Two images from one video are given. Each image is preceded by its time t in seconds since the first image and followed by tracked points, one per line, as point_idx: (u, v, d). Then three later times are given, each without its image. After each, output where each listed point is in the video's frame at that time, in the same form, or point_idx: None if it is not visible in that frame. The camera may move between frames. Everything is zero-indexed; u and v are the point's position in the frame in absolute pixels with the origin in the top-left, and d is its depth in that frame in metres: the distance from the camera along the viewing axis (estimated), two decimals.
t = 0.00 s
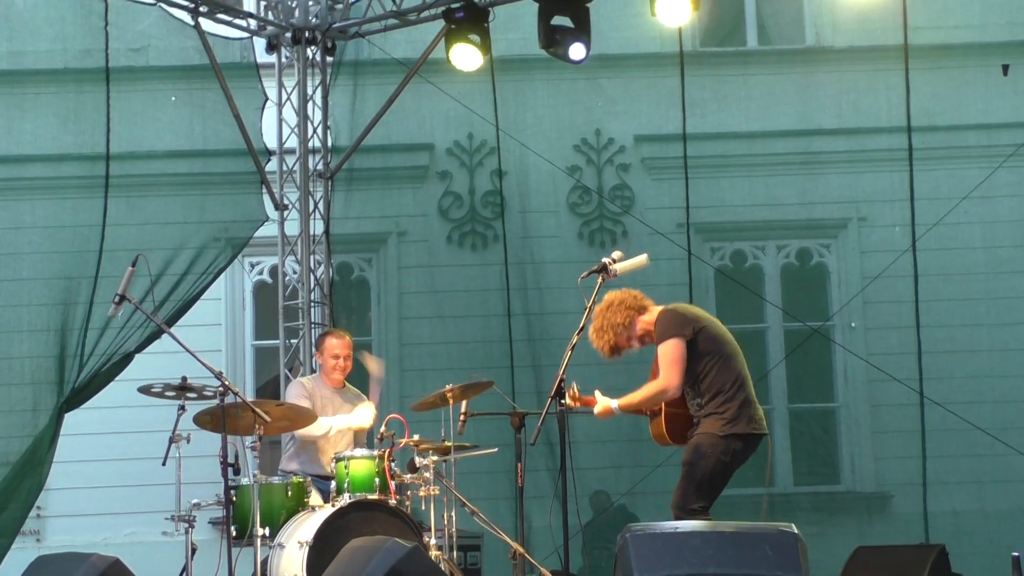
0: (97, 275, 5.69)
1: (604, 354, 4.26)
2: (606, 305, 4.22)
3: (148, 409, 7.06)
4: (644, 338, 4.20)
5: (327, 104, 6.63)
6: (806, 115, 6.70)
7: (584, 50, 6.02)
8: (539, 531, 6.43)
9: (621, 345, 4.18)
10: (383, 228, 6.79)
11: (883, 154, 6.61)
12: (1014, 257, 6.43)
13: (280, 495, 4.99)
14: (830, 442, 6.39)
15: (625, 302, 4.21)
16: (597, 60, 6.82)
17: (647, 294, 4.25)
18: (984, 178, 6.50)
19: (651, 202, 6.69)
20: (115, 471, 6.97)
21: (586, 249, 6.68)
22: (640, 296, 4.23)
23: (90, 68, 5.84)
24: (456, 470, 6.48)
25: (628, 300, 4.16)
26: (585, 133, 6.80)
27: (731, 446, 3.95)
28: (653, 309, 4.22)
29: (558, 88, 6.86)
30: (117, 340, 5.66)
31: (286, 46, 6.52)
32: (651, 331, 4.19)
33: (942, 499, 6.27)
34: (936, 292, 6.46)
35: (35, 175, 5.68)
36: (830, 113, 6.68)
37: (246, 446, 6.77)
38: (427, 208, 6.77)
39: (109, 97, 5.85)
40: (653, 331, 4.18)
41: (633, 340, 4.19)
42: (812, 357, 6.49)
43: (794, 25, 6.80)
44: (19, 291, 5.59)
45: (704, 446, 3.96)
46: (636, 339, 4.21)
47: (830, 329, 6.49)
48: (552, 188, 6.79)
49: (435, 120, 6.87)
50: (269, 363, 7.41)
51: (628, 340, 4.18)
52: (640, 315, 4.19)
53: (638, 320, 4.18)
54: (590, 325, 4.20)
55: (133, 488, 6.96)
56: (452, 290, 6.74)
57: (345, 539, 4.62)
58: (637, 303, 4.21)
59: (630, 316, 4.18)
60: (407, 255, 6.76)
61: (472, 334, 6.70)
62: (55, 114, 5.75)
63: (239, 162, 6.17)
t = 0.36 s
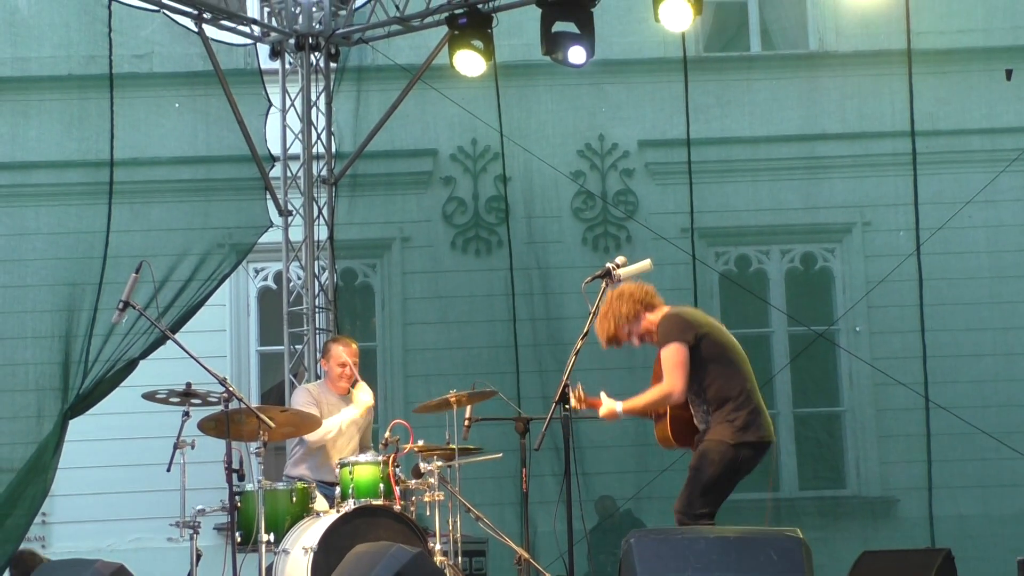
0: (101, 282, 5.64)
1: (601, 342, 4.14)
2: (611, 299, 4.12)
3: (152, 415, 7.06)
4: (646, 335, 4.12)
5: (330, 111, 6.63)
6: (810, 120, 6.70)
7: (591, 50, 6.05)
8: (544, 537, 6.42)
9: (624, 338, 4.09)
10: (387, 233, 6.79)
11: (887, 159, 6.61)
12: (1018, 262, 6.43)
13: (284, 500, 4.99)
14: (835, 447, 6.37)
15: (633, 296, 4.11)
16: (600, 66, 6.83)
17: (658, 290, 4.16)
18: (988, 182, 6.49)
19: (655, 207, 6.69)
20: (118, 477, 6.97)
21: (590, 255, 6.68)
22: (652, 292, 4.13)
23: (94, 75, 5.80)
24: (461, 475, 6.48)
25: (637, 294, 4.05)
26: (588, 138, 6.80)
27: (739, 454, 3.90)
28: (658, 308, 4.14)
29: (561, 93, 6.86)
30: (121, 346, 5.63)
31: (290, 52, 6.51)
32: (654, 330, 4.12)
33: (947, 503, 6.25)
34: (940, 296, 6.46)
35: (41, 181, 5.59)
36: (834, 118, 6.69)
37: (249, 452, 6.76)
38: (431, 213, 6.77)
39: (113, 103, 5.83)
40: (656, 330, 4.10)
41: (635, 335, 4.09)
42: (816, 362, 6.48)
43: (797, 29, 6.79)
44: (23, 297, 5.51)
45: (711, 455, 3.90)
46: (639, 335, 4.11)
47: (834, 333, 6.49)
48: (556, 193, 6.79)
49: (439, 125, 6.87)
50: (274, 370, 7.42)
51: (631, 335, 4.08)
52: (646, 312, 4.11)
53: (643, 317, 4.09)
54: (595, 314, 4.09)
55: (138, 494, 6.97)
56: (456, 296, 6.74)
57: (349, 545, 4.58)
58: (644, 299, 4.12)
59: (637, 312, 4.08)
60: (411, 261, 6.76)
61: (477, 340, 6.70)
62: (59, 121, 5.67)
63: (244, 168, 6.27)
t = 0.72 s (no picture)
0: (103, 285, 5.62)
1: (609, 343, 4.10)
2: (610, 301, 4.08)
3: (153, 417, 7.08)
4: (647, 332, 4.07)
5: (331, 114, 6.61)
6: (811, 122, 6.70)
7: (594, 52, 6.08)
8: (546, 539, 6.41)
9: (626, 337, 4.06)
10: (388, 236, 6.79)
11: (888, 161, 6.61)
12: (1019, 264, 6.43)
13: (285, 503, 4.98)
14: (837, 449, 6.35)
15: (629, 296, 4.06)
16: (601, 68, 6.83)
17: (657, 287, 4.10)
18: (989, 184, 6.49)
19: (656, 209, 6.69)
20: (119, 481, 6.95)
21: (592, 257, 6.68)
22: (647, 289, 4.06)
23: (95, 78, 5.78)
24: (462, 478, 6.47)
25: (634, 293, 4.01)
26: (590, 140, 6.79)
27: (736, 447, 3.89)
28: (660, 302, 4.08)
29: (562, 95, 6.86)
30: (122, 350, 5.65)
31: (291, 54, 6.53)
32: (655, 326, 4.07)
33: (949, 505, 6.24)
34: (941, 298, 6.46)
35: (39, 186, 5.50)
36: (835, 120, 6.69)
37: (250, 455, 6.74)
38: (432, 216, 6.78)
39: (114, 108, 5.82)
40: (657, 326, 4.07)
41: (637, 333, 4.06)
42: (818, 364, 6.47)
43: (797, 32, 6.82)
44: (23, 300, 5.40)
45: (707, 449, 3.90)
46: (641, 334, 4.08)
47: (836, 336, 6.48)
48: (557, 195, 6.78)
49: (440, 128, 6.88)
50: (275, 373, 7.43)
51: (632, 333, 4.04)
52: (645, 309, 4.05)
53: (642, 314, 4.05)
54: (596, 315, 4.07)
55: (139, 498, 6.97)
56: (458, 299, 6.74)
57: (350, 547, 4.59)
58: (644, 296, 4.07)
59: (636, 309, 4.04)
60: (413, 264, 6.77)
61: (479, 343, 6.69)
62: (59, 123, 5.65)
63: (245, 172, 6.33)
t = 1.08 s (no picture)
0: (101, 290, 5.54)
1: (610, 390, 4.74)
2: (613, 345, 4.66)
3: (153, 423, 7.08)
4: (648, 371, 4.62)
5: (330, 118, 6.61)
6: (810, 124, 6.70)
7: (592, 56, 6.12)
8: (546, 543, 6.41)
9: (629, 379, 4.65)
10: (387, 242, 6.83)
11: (887, 163, 6.59)
12: (1018, 266, 6.42)
13: (285, 508, 4.96)
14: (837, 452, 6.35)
15: (630, 339, 4.65)
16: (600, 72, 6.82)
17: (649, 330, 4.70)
18: (987, 186, 6.47)
19: (655, 212, 6.67)
20: (119, 486, 6.95)
21: (592, 260, 6.69)
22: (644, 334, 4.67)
23: (94, 83, 5.73)
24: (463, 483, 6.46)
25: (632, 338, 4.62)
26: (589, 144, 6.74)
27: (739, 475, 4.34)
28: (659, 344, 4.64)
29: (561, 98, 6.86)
30: (121, 355, 5.60)
31: (290, 58, 6.54)
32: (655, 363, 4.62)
33: (949, 508, 6.25)
34: (940, 301, 6.45)
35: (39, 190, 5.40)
36: (834, 123, 6.69)
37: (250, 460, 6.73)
38: (429, 221, 6.83)
39: (113, 112, 5.72)
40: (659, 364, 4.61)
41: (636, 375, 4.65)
42: (817, 366, 6.52)
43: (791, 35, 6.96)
44: (19, 306, 5.27)
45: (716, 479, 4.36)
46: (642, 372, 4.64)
47: (835, 338, 6.49)
48: (556, 199, 6.79)
49: (439, 132, 6.87)
50: (274, 378, 7.43)
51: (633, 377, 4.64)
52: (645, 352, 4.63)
53: (643, 356, 4.63)
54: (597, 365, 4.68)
55: (139, 503, 6.95)
56: (457, 303, 6.73)
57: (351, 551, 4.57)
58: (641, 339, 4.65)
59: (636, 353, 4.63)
60: (412, 267, 6.81)
61: (479, 347, 6.69)
62: (58, 128, 5.55)
63: (244, 176, 6.48)
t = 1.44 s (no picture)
0: (103, 291, 5.60)
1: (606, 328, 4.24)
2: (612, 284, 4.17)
3: (155, 424, 7.08)
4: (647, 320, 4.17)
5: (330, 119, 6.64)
6: (811, 125, 6.70)
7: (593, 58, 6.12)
8: (547, 544, 6.41)
9: (624, 321, 4.16)
10: (389, 242, 6.81)
11: (887, 164, 6.60)
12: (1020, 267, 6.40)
13: (287, 509, 4.96)
14: (839, 452, 6.36)
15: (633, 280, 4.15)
16: (599, 72, 6.83)
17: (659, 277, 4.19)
18: (988, 187, 6.47)
19: (657, 213, 6.69)
20: (120, 488, 6.95)
21: (593, 261, 6.69)
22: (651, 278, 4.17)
23: (94, 85, 5.77)
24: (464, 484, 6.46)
25: (636, 282, 4.09)
26: (589, 145, 6.79)
27: (732, 444, 3.90)
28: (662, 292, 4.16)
29: (562, 99, 6.87)
30: (122, 357, 5.62)
31: (290, 61, 6.54)
32: (654, 312, 4.14)
33: (950, 508, 6.23)
34: (941, 301, 6.44)
35: (42, 194, 5.49)
36: (834, 124, 6.68)
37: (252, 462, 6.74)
38: (432, 222, 6.78)
39: (114, 114, 5.80)
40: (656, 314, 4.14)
41: (636, 320, 4.14)
42: (820, 367, 6.47)
43: (795, 35, 6.83)
44: (27, 308, 5.39)
45: (706, 447, 3.91)
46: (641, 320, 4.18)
47: (837, 339, 6.48)
48: (557, 200, 6.79)
49: (441, 134, 6.89)
50: (275, 378, 7.38)
51: (631, 319, 4.14)
52: (646, 296, 4.14)
53: (642, 301, 4.13)
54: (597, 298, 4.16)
55: (140, 505, 6.96)
56: (458, 304, 6.74)
57: (353, 553, 4.56)
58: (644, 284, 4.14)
59: (636, 295, 4.12)
60: (414, 268, 6.78)
61: (480, 348, 6.69)
62: (59, 131, 5.63)
63: (246, 178, 6.35)
